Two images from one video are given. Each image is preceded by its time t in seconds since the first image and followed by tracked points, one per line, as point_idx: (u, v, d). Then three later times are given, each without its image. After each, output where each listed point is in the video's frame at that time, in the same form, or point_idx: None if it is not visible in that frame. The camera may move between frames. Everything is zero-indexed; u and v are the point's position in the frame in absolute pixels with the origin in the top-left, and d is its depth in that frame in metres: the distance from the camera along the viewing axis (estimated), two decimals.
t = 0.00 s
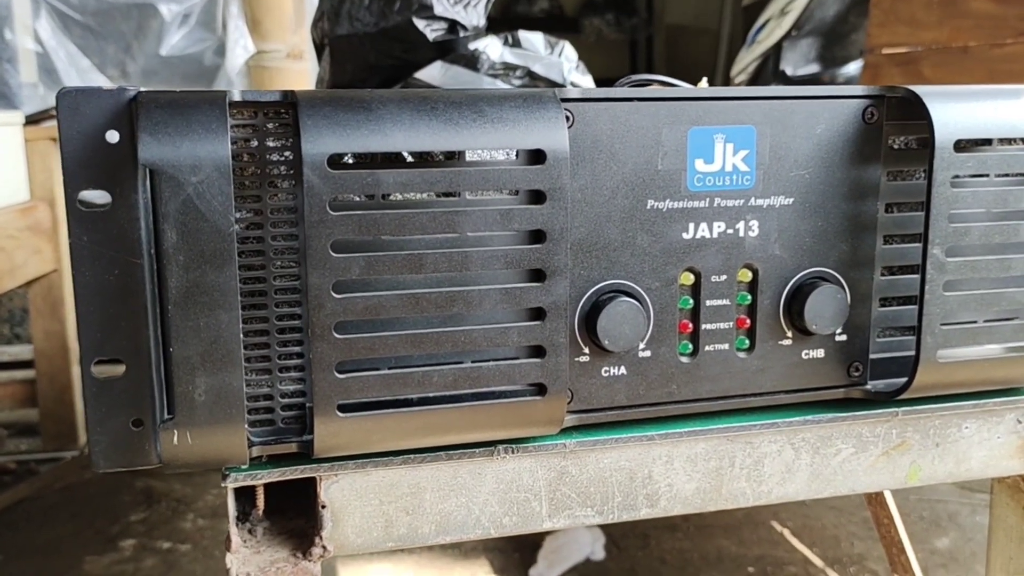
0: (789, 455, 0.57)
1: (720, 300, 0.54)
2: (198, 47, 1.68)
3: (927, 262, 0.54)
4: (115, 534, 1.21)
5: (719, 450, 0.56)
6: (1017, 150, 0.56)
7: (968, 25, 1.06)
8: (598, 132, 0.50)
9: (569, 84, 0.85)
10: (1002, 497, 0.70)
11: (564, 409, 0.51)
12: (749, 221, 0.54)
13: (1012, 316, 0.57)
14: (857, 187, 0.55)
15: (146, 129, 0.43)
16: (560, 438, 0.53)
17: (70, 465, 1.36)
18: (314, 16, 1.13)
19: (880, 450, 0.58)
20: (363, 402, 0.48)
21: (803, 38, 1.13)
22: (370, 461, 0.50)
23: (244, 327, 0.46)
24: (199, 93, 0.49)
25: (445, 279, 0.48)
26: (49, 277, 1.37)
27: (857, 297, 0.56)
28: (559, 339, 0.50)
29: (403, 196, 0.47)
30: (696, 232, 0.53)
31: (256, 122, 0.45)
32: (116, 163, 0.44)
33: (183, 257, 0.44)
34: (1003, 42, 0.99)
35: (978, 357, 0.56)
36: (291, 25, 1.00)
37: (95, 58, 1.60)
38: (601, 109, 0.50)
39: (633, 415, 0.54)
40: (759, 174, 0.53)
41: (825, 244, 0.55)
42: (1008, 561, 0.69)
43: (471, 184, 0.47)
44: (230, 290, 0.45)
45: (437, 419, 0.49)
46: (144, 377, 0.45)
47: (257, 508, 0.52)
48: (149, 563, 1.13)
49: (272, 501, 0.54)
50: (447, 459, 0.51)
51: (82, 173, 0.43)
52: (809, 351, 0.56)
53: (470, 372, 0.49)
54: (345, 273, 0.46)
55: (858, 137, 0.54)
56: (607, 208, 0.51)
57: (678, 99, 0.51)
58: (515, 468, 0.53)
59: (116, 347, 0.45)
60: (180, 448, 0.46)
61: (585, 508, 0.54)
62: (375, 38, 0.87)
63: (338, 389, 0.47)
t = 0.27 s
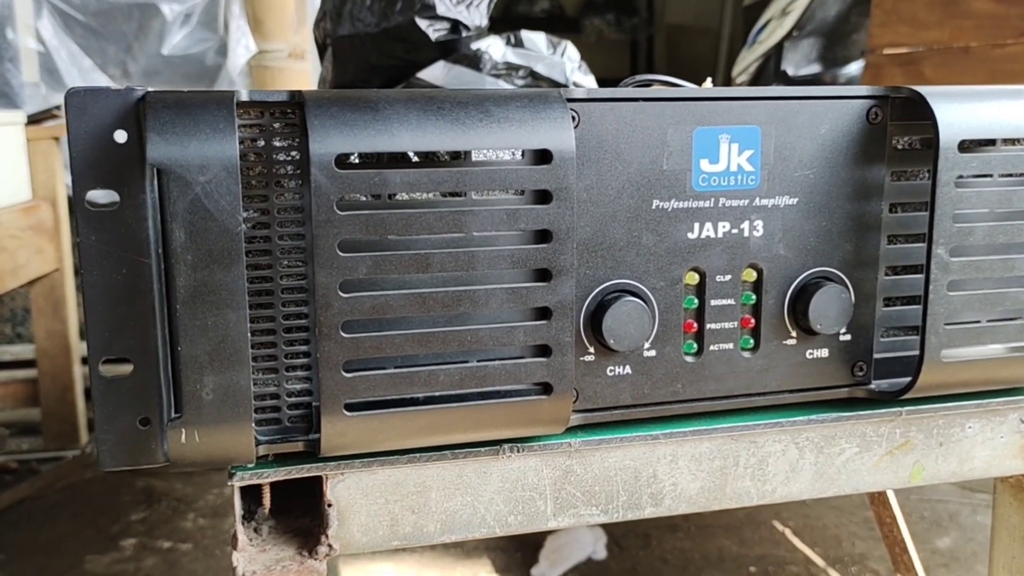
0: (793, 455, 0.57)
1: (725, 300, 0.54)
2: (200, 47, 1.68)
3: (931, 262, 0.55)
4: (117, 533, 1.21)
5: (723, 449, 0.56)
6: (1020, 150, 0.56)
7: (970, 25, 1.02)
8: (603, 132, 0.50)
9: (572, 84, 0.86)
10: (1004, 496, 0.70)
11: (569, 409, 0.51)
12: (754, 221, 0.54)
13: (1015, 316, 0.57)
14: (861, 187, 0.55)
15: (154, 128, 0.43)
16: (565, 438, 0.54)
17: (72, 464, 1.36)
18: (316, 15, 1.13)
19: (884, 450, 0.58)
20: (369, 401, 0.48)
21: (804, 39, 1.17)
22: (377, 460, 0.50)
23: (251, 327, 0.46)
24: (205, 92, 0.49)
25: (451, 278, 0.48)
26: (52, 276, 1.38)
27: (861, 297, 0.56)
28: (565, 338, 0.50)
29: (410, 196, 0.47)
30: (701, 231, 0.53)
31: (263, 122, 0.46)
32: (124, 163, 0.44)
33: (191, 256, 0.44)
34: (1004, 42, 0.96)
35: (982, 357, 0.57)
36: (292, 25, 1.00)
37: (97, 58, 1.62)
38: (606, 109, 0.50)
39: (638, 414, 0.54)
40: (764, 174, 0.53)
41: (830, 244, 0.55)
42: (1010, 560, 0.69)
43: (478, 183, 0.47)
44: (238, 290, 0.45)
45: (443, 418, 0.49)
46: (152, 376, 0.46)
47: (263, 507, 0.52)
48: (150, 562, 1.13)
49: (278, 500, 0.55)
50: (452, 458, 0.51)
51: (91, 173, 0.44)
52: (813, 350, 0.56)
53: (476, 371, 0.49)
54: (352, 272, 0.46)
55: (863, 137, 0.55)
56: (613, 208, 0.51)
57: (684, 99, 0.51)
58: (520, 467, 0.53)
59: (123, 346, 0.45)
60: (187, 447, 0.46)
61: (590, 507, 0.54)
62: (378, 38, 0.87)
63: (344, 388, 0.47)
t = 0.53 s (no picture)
0: (794, 455, 0.57)
1: (726, 300, 0.54)
2: (200, 46, 1.68)
3: (933, 263, 0.55)
4: (117, 533, 1.21)
5: (724, 449, 0.56)
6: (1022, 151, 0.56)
7: (970, 26, 1.02)
8: (605, 132, 0.50)
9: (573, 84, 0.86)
10: (1005, 497, 0.70)
11: (570, 409, 0.51)
12: (756, 222, 0.54)
13: (1017, 317, 0.57)
14: (863, 188, 0.55)
15: (157, 128, 0.43)
16: (566, 438, 0.53)
17: (72, 463, 1.36)
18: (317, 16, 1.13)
19: (885, 450, 0.58)
20: (371, 401, 0.48)
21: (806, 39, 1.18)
22: (378, 460, 0.50)
23: (253, 326, 0.46)
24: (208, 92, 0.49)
25: (453, 278, 0.48)
26: (52, 276, 1.37)
27: (862, 297, 0.56)
28: (566, 338, 0.50)
29: (412, 196, 0.47)
30: (702, 232, 0.53)
31: (266, 122, 0.46)
32: (127, 162, 0.44)
33: (193, 256, 0.44)
34: (1005, 43, 0.96)
35: (983, 358, 0.57)
36: (293, 25, 1.00)
37: (97, 58, 1.63)
38: (608, 109, 0.50)
39: (639, 414, 0.54)
40: (766, 175, 0.53)
41: (831, 245, 0.55)
42: (1011, 561, 0.69)
43: (480, 183, 0.47)
44: (240, 290, 0.45)
45: (444, 418, 0.49)
46: (154, 375, 0.46)
47: (264, 507, 0.52)
48: (150, 562, 1.13)
49: (278, 500, 0.55)
50: (454, 458, 0.51)
51: (93, 173, 0.44)
52: (815, 351, 0.56)
53: (478, 371, 0.49)
54: (354, 273, 0.46)
55: (864, 138, 0.55)
56: (615, 208, 0.51)
57: (686, 100, 0.51)
58: (521, 467, 0.53)
59: (125, 346, 0.45)
60: (188, 446, 0.46)
61: (591, 508, 0.54)
62: (380, 38, 0.86)
63: (346, 387, 0.47)
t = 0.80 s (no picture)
0: (793, 456, 0.57)
1: (725, 301, 0.54)
2: (200, 47, 1.69)
3: (932, 263, 0.55)
4: (116, 533, 1.21)
5: (723, 450, 0.56)
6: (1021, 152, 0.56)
7: (970, 27, 1.02)
8: (604, 133, 0.50)
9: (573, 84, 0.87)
10: (1005, 497, 0.70)
11: (570, 409, 0.51)
12: (755, 222, 0.54)
13: (1016, 317, 0.57)
14: (862, 189, 0.55)
15: (156, 128, 0.44)
16: (566, 438, 0.54)
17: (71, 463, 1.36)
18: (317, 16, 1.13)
19: (884, 451, 0.59)
20: (371, 401, 0.48)
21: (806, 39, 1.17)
22: (377, 460, 0.50)
23: (253, 327, 0.46)
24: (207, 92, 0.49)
25: (452, 278, 0.48)
26: (52, 275, 1.38)
27: (861, 298, 0.56)
28: (565, 338, 0.50)
29: (411, 197, 0.47)
30: (702, 232, 0.53)
31: (266, 122, 0.46)
32: (126, 163, 0.44)
33: (193, 256, 0.44)
34: (1004, 44, 0.96)
35: (982, 358, 0.57)
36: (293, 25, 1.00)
37: (97, 58, 1.63)
38: (608, 110, 0.50)
39: (638, 415, 0.54)
40: (765, 175, 0.53)
41: (830, 245, 0.55)
42: (1010, 561, 0.69)
43: (480, 184, 0.47)
44: (239, 290, 0.45)
45: (444, 418, 0.49)
46: (153, 375, 0.46)
47: (263, 507, 0.52)
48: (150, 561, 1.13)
49: (278, 500, 0.55)
50: (453, 458, 0.51)
51: (93, 173, 0.44)
52: (814, 351, 0.56)
53: (477, 371, 0.49)
54: (353, 273, 0.46)
55: (864, 138, 0.55)
56: (614, 209, 0.51)
57: (685, 100, 0.51)
58: (520, 467, 0.53)
59: (125, 346, 0.45)
60: (188, 446, 0.46)
61: (590, 508, 0.54)
62: (379, 38, 0.86)
63: (346, 388, 0.47)
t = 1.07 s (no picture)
0: (795, 456, 0.57)
1: (726, 301, 0.54)
2: (201, 47, 1.69)
3: (934, 264, 0.55)
4: (117, 533, 1.21)
5: (725, 450, 0.56)
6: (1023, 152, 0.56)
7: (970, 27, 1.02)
8: (605, 133, 0.50)
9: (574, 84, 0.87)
10: (1006, 498, 0.70)
11: (571, 410, 0.51)
12: (756, 223, 0.54)
13: (1017, 318, 0.57)
14: (863, 189, 0.55)
15: (157, 129, 0.43)
16: (567, 439, 0.53)
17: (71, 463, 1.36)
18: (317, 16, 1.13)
19: (886, 452, 0.58)
20: (372, 402, 0.48)
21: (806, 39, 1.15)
22: (378, 461, 0.50)
23: (254, 327, 0.46)
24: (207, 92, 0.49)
25: (453, 279, 0.48)
26: (52, 276, 1.38)
27: (862, 298, 0.56)
28: (567, 339, 0.50)
29: (412, 197, 0.47)
30: (703, 233, 0.53)
31: (266, 123, 0.46)
32: (127, 163, 0.44)
33: (193, 256, 0.44)
34: (1005, 44, 0.96)
35: (984, 359, 0.57)
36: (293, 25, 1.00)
37: (97, 58, 1.63)
38: (609, 110, 0.50)
39: (640, 415, 0.54)
40: (766, 176, 0.53)
41: (832, 246, 0.55)
42: (1012, 562, 0.69)
43: (481, 185, 0.47)
44: (240, 290, 0.45)
45: (444, 419, 0.49)
46: (154, 376, 0.46)
47: (264, 508, 0.52)
48: (150, 562, 1.13)
49: (279, 501, 0.55)
50: (454, 459, 0.51)
51: (93, 173, 0.44)
52: (815, 352, 0.56)
53: (478, 372, 0.49)
54: (354, 274, 0.46)
55: (865, 139, 0.55)
56: (615, 209, 0.51)
57: (686, 101, 0.51)
58: (521, 468, 0.53)
59: (126, 347, 0.45)
60: (189, 447, 0.46)
61: (592, 509, 0.54)
62: (380, 39, 0.86)
63: (347, 388, 0.47)
